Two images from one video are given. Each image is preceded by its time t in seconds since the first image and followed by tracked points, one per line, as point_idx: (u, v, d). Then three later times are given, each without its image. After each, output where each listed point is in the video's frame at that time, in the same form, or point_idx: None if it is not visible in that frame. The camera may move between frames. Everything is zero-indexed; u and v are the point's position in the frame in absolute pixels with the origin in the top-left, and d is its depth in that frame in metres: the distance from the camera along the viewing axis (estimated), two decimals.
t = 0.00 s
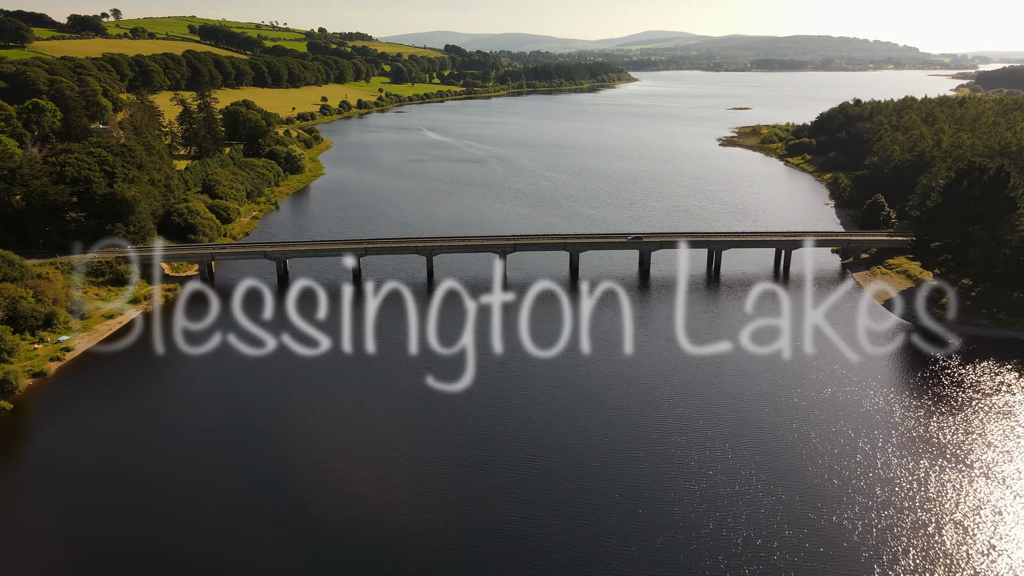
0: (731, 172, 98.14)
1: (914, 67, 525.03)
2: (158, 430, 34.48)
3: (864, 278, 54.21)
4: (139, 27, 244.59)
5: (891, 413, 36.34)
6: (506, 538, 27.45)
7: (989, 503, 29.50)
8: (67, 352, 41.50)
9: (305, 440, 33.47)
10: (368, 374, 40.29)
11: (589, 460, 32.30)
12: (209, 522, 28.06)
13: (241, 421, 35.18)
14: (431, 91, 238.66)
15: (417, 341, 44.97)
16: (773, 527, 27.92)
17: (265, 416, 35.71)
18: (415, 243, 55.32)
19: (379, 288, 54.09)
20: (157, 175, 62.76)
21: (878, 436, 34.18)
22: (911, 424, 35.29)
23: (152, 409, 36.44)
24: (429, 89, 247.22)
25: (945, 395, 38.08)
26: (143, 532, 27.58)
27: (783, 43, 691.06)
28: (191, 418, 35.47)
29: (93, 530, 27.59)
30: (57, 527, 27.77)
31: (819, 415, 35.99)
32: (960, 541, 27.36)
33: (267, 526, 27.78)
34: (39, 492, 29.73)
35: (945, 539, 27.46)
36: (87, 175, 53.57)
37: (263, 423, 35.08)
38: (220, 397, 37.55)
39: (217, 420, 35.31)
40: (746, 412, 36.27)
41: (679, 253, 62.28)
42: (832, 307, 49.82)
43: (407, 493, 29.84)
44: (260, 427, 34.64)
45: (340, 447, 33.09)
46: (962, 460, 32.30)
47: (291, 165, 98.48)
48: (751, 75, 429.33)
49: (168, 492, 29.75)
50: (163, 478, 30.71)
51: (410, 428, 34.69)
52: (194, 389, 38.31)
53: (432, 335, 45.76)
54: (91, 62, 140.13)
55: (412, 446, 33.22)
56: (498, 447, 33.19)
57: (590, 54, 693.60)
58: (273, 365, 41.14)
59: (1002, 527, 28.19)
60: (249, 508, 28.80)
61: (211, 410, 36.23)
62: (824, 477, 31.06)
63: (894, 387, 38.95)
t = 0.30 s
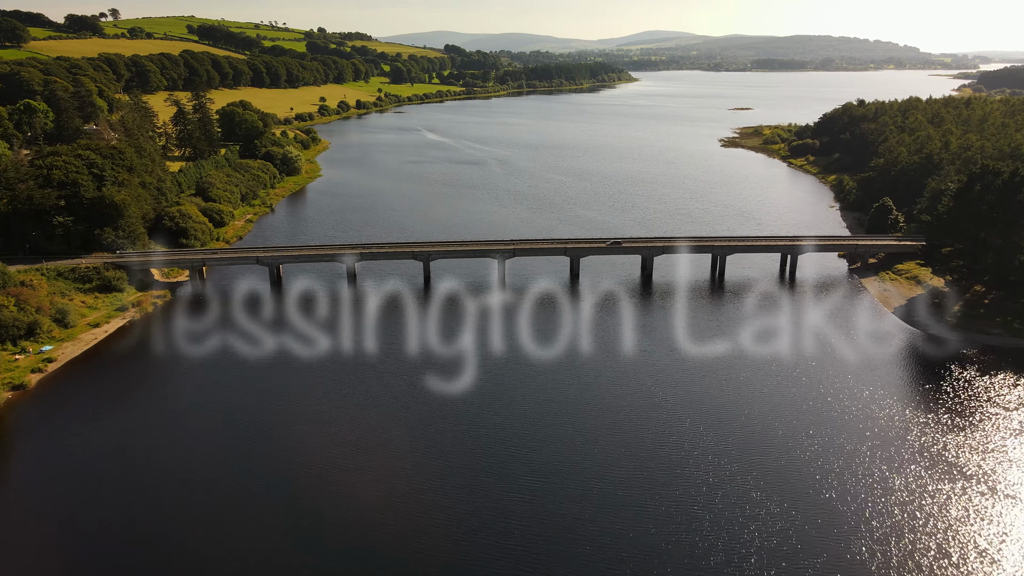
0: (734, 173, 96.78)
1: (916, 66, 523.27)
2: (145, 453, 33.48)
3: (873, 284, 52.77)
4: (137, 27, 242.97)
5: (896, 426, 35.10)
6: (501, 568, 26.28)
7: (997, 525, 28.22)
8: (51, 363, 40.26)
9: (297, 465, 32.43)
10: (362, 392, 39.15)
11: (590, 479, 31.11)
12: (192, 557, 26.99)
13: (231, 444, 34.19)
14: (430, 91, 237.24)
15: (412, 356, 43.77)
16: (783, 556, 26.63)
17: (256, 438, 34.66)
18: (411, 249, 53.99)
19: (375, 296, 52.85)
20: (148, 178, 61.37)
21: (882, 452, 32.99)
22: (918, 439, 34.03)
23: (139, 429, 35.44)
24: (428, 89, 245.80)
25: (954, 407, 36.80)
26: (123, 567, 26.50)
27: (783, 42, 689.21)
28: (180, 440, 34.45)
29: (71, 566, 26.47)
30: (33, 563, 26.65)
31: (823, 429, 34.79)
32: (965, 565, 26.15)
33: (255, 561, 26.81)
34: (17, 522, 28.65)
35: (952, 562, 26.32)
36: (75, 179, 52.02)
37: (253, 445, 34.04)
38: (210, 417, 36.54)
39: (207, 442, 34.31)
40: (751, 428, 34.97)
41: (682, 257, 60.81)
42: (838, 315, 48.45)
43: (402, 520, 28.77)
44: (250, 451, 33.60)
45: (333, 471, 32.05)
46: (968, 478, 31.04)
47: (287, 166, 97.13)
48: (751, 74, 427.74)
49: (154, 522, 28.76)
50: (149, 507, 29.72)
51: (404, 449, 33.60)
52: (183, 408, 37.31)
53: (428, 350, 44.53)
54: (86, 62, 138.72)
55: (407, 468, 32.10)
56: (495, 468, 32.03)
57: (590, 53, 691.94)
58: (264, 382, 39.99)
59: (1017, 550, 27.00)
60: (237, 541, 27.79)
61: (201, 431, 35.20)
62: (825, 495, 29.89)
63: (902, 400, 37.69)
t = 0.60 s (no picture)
0: (737, 175, 95.45)
1: (916, 66, 522.10)
2: (128, 470, 32.05)
3: (881, 290, 51.36)
4: (134, 26, 241.22)
5: (908, 441, 33.81)
6: None
7: (1015, 550, 27.01)
8: (32, 375, 38.86)
9: (286, 481, 31.06)
10: (356, 401, 37.74)
11: (593, 498, 29.83)
12: None
13: (218, 458, 32.81)
14: (430, 91, 235.77)
15: (407, 364, 42.26)
16: None
17: (244, 453, 33.19)
18: (408, 254, 52.63)
19: (370, 302, 51.43)
20: (139, 180, 59.96)
21: (894, 469, 31.67)
22: (931, 455, 32.73)
23: (123, 444, 33.98)
24: (428, 89, 244.42)
25: (967, 420, 35.51)
26: None
27: (784, 42, 687.77)
28: (165, 454, 33.12)
29: None
30: None
31: (832, 445, 33.51)
32: None
33: None
34: None
35: None
36: (62, 182, 50.53)
37: (241, 460, 32.63)
38: (196, 429, 35.12)
39: (193, 456, 32.94)
40: (758, 445, 33.53)
41: (685, 262, 59.53)
42: (848, 323, 46.87)
43: (395, 542, 27.49)
44: (239, 466, 32.23)
45: (324, 487, 30.68)
46: (984, 497, 29.79)
47: (283, 168, 95.76)
48: (751, 74, 426.62)
49: (138, 541, 27.55)
50: (131, 527, 28.37)
51: (398, 463, 32.24)
52: (169, 420, 35.94)
53: (424, 358, 43.05)
54: (82, 62, 137.14)
55: (401, 484, 30.80)
56: (494, 485, 30.69)
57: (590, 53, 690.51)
58: (254, 394, 38.47)
59: None
60: (222, 562, 26.49)
61: (188, 446, 33.81)
62: (837, 519, 28.52)
63: (913, 412, 36.42)
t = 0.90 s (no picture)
0: (740, 177, 93.99)
1: (917, 66, 520.52)
2: (110, 484, 30.67)
3: (891, 297, 49.88)
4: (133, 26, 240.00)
5: (919, 457, 32.46)
6: None
7: None
8: (14, 386, 37.57)
9: (275, 496, 29.65)
10: (349, 412, 36.27)
11: (597, 516, 28.43)
12: None
13: (205, 472, 31.35)
14: (429, 92, 234.50)
15: (401, 373, 40.70)
16: None
17: (232, 466, 31.80)
18: (404, 260, 51.23)
19: (364, 309, 49.88)
20: (129, 184, 58.60)
21: (904, 486, 30.35)
22: (943, 472, 31.39)
23: (106, 456, 32.60)
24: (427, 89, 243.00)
25: (984, 435, 34.01)
26: None
27: (784, 43, 686.36)
28: (150, 468, 31.69)
29: None
30: None
31: (845, 463, 31.92)
32: None
33: None
34: None
35: None
36: (49, 186, 49.19)
37: (228, 474, 31.20)
38: (183, 441, 33.70)
39: (179, 469, 31.48)
40: (768, 463, 31.94)
41: (689, 269, 58.06)
42: (859, 332, 45.34)
43: (390, 561, 26.16)
44: (227, 480, 30.77)
45: (315, 502, 29.24)
46: (999, 518, 28.48)
47: (279, 170, 94.31)
48: (751, 75, 425.65)
49: (119, 560, 26.24)
50: (112, 545, 27.01)
51: (394, 477, 30.81)
52: (155, 432, 34.50)
53: (419, 366, 41.52)
54: (78, 62, 135.80)
55: (397, 499, 29.39)
56: (493, 502, 29.28)
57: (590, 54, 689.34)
58: (242, 406, 36.99)
59: None
60: None
61: (174, 457, 32.52)
62: (855, 546, 26.87)
63: (925, 426, 35.02)
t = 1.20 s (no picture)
0: (743, 179, 92.60)
1: (918, 66, 519.10)
2: (89, 500, 29.26)
3: (901, 304, 48.47)
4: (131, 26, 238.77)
5: (925, 465, 31.02)
6: None
7: None
8: None
9: (261, 514, 28.24)
10: (338, 422, 34.74)
11: (598, 534, 26.96)
12: None
13: (189, 487, 29.95)
14: (429, 92, 233.11)
15: (394, 382, 39.13)
16: None
17: (218, 481, 30.40)
18: (400, 266, 49.81)
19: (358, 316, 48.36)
20: (119, 187, 57.24)
21: (920, 502, 28.58)
22: (949, 481, 29.93)
23: (86, 472, 31.19)
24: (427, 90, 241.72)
25: (1004, 448, 32.29)
26: None
27: (784, 43, 684.97)
28: (132, 484, 30.32)
29: None
30: None
31: (857, 477, 30.20)
32: None
33: None
34: None
35: None
36: (34, 189, 47.79)
37: (212, 489, 29.76)
38: (167, 455, 32.30)
39: (162, 485, 30.11)
40: (777, 475, 30.25)
41: (693, 275, 56.57)
42: (869, 340, 43.79)
43: None
44: (211, 496, 29.37)
45: (300, 522, 27.74)
46: (1007, 532, 27.03)
47: (275, 171, 92.84)
48: (751, 75, 424.57)
49: None
50: (88, 566, 25.61)
51: (384, 493, 29.28)
52: (139, 445, 33.15)
53: (414, 375, 39.95)
54: (74, 62, 134.45)
55: (386, 518, 27.86)
56: (489, 520, 27.80)
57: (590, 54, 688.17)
58: (229, 417, 35.53)
59: None
60: None
61: (156, 472, 31.10)
62: (870, 568, 25.15)
63: (932, 433, 33.53)
